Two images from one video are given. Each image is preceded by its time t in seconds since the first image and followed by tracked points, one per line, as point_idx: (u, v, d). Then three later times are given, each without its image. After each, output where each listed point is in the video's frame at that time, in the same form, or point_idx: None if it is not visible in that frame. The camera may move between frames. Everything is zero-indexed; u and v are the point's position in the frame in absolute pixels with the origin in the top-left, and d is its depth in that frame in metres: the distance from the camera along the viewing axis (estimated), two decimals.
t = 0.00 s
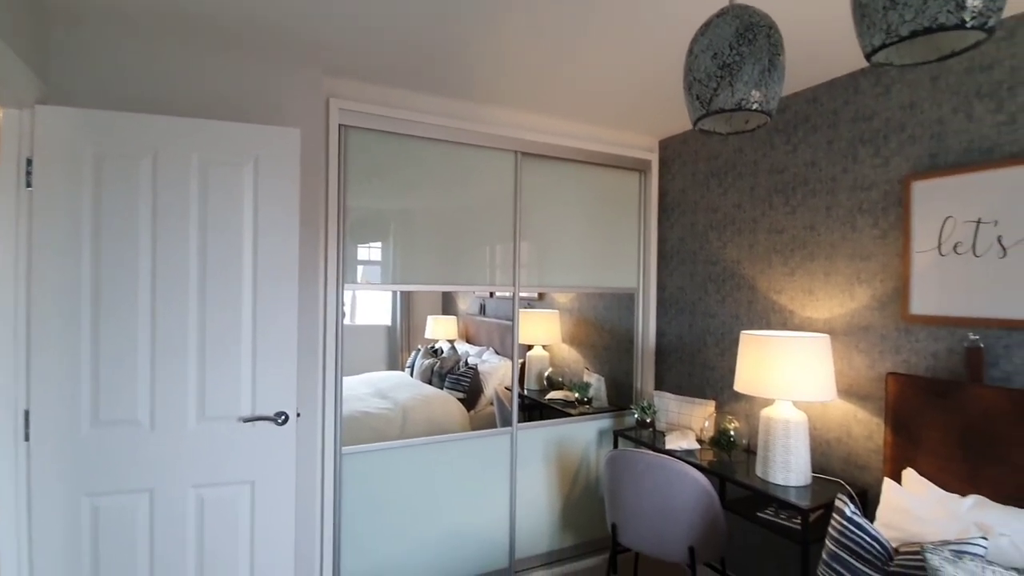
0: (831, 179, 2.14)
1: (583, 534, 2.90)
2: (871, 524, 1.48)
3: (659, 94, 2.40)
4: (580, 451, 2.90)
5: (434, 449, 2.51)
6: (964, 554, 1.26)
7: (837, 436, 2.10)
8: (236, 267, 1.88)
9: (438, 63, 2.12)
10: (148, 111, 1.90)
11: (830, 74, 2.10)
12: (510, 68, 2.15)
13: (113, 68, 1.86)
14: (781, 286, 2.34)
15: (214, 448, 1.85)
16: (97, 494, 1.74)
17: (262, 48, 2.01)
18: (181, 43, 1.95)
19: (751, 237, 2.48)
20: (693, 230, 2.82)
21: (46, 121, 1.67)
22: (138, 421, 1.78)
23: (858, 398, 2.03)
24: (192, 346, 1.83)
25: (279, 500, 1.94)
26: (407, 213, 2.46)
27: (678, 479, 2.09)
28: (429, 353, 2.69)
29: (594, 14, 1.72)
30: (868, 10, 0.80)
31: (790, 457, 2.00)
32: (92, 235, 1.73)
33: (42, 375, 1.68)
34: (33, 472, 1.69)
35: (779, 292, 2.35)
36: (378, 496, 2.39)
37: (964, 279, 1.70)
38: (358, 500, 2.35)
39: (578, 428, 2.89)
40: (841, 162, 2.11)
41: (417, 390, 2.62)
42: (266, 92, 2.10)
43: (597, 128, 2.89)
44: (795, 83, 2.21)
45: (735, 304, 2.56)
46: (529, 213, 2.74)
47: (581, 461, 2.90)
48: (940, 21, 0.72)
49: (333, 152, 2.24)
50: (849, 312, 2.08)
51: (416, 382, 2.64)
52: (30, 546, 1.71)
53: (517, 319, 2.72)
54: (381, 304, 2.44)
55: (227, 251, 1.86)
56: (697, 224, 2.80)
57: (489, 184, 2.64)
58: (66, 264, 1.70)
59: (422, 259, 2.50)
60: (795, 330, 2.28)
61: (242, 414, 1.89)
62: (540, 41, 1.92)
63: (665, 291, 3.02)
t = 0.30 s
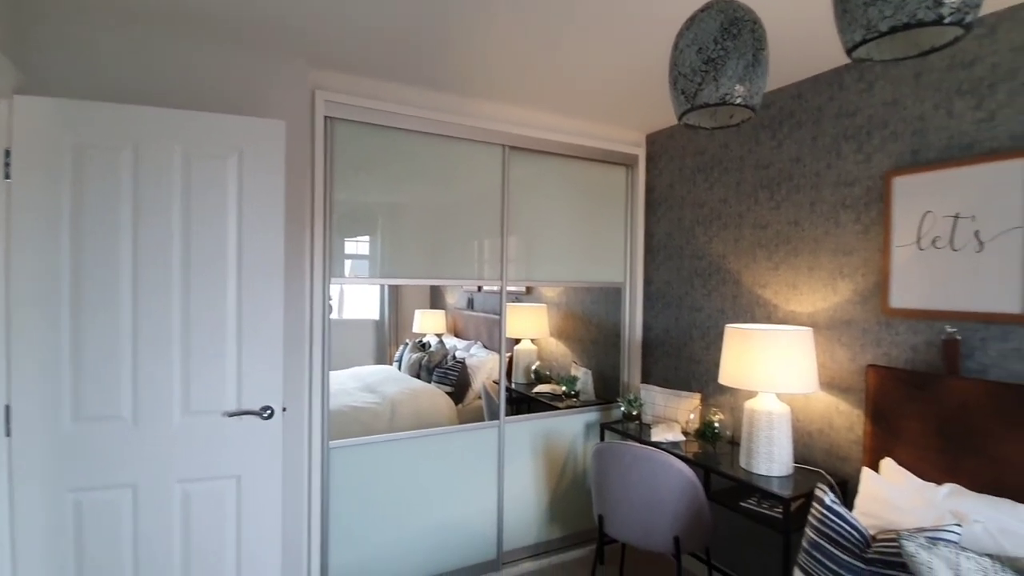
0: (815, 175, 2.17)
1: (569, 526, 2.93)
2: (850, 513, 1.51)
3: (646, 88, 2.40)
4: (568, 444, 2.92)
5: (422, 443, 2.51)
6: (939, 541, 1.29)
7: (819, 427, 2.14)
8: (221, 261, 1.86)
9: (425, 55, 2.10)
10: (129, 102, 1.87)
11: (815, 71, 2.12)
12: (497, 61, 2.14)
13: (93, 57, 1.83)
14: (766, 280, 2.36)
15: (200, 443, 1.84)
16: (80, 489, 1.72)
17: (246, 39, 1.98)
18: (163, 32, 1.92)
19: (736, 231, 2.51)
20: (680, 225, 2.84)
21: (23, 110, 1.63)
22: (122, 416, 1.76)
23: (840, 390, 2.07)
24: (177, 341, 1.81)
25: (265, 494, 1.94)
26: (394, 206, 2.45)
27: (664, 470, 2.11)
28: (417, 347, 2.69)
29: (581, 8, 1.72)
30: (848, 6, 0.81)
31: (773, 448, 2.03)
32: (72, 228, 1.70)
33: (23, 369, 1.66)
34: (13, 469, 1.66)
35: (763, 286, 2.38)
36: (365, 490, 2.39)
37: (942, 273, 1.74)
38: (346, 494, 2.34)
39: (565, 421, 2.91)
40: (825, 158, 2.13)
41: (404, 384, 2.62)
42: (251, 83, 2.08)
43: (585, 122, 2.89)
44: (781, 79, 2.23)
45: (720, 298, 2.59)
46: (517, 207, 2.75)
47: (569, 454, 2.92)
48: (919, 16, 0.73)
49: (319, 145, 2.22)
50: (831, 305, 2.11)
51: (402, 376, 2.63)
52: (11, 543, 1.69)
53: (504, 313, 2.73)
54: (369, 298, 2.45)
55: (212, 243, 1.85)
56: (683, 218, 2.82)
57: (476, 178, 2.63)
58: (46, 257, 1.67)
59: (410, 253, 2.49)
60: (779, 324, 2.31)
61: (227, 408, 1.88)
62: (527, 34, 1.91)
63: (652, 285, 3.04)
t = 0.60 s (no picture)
0: (786, 169, 2.21)
1: (547, 516, 2.96)
2: (816, 498, 1.56)
3: (622, 81, 2.42)
4: (545, 434, 2.95)
5: (399, 436, 2.50)
6: (898, 523, 1.35)
7: (788, 415, 2.20)
8: (191, 253, 1.82)
9: (401, 44, 2.08)
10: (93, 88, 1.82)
11: (786, 66, 2.16)
12: (474, 51, 2.13)
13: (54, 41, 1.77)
14: (738, 272, 2.41)
15: (171, 437, 1.81)
16: (47, 486, 1.68)
17: (215, 24, 1.93)
18: (128, 16, 1.86)
19: (710, 224, 2.55)
20: (655, 218, 2.88)
21: None
22: (89, 411, 1.72)
23: (808, 379, 2.13)
24: (146, 334, 1.78)
25: (240, 489, 1.92)
26: (370, 198, 2.42)
27: (639, 459, 2.15)
28: (395, 340, 2.66)
29: None
30: (814, 3, 0.83)
31: (744, 437, 2.08)
32: (34, 218, 1.65)
33: None
34: None
35: (736, 278, 2.42)
36: (342, 483, 2.37)
37: (905, 265, 1.80)
38: (322, 487, 2.33)
39: (543, 412, 2.93)
40: (795, 152, 2.18)
41: (382, 376, 2.60)
42: (221, 70, 2.03)
43: (562, 114, 2.90)
44: (753, 74, 2.27)
45: (694, 289, 2.64)
46: (494, 199, 2.74)
47: (546, 444, 2.95)
48: (880, 15, 0.75)
49: (293, 134, 2.18)
50: (800, 297, 2.16)
51: (381, 369, 2.61)
52: None
53: (482, 305, 2.75)
54: (347, 291, 2.42)
55: (182, 234, 1.81)
56: (659, 211, 2.86)
57: (454, 170, 2.62)
58: (7, 248, 1.62)
59: (387, 244, 2.48)
60: (750, 315, 2.36)
61: (199, 402, 1.85)
62: (503, 25, 1.90)
63: (628, 277, 3.07)
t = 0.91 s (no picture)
0: (745, 166, 2.28)
1: (514, 508, 2.98)
2: (772, 482, 1.62)
3: (589, 76, 2.44)
4: (513, 427, 2.97)
5: (366, 431, 2.47)
6: (846, 504, 1.41)
7: (746, 405, 2.27)
8: (144, 244, 1.76)
9: (364, 32, 2.04)
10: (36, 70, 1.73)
11: (746, 65, 2.21)
12: (439, 41, 2.11)
13: None
14: (700, 266, 2.47)
15: (126, 433, 1.75)
16: None
17: (170, 7, 1.86)
18: None
19: (674, 219, 2.60)
20: (621, 213, 2.92)
21: None
22: (35, 410, 1.65)
23: (765, 369, 2.20)
24: (97, 329, 1.71)
25: (198, 488, 1.87)
26: (335, 190, 2.38)
27: (603, 450, 2.19)
28: (363, 335, 2.61)
29: None
30: (769, 2, 0.85)
31: (704, 426, 2.15)
32: None
33: None
34: None
35: (698, 272, 2.48)
36: (306, 480, 2.33)
37: (855, 259, 1.87)
38: (286, 483, 2.28)
39: (510, 405, 2.95)
40: (754, 150, 2.24)
41: (348, 372, 2.54)
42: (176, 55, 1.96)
43: (529, 108, 2.90)
44: (714, 72, 2.32)
45: (658, 283, 2.69)
46: (462, 193, 2.74)
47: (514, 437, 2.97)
48: (829, 15, 0.78)
49: (254, 124, 2.13)
50: (758, 290, 2.23)
51: (346, 363, 2.55)
52: None
53: (450, 299, 2.73)
54: (308, 284, 2.36)
55: (135, 224, 1.74)
56: (625, 206, 2.90)
57: (421, 162, 2.60)
58: None
59: (352, 237, 2.44)
60: (711, 307, 2.43)
61: (154, 399, 1.79)
62: (468, 15, 1.89)
63: (595, 271, 3.11)
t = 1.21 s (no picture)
0: (683, 164, 2.36)
1: (461, 501, 2.99)
2: (705, 465, 1.70)
3: (534, 71, 2.46)
4: (460, 421, 2.97)
5: (307, 428, 2.41)
6: (772, 483, 1.50)
7: (683, 393, 2.37)
8: (61, 234, 1.64)
9: (304, 14, 1.97)
10: None
11: (684, 67, 2.30)
12: (382, 28, 2.07)
13: None
14: (641, 260, 2.55)
15: (41, 436, 1.64)
16: None
17: None
18: None
19: (617, 215, 2.67)
20: (566, 208, 2.97)
21: None
22: None
23: (701, 359, 2.30)
24: (6, 326, 1.58)
25: (124, 493, 1.76)
26: (274, 180, 2.30)
27: (548, 440, 2.23)
28: (305, 331, 2.54)
29: None
30: (700, 5, 0.89)
31: (644, 414, 2.23)
32: None
33: None
34: None
35: (639, 266, 2.56)
36: (244, 481, 2.25)
37: (782, 254, 1.99)
38: (221, 484, 2.19)
39: (457, 399, 2.95)
40: (692, 149, 2.33)
41: (290, 369, 2.48)
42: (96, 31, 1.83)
43: (476, 102, 2.90)
44: (655, 73, 2.39)
45: (601, 277, 2.76)
46: (408, 186, 2.70)
47: (461, 430, 2.97)
48: (754, 19, 0.83)
49: (184, 107, 2.02)
50: (695, 284, 2.33)
51: (289, 361, 2.49)
52: None
53: (396, 294, 2.70)
54: (248, 277, 2.30)
55: (51, 212, 1.62)
56: (570, 201, 2.94)
57: (365, 153, 2.54)
58: None
59: (294, 230, 2.36)
60: (651, 300, 2.51)
61: (73, 400, 1.67)
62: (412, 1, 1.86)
63: (541, 266, 3.15)
